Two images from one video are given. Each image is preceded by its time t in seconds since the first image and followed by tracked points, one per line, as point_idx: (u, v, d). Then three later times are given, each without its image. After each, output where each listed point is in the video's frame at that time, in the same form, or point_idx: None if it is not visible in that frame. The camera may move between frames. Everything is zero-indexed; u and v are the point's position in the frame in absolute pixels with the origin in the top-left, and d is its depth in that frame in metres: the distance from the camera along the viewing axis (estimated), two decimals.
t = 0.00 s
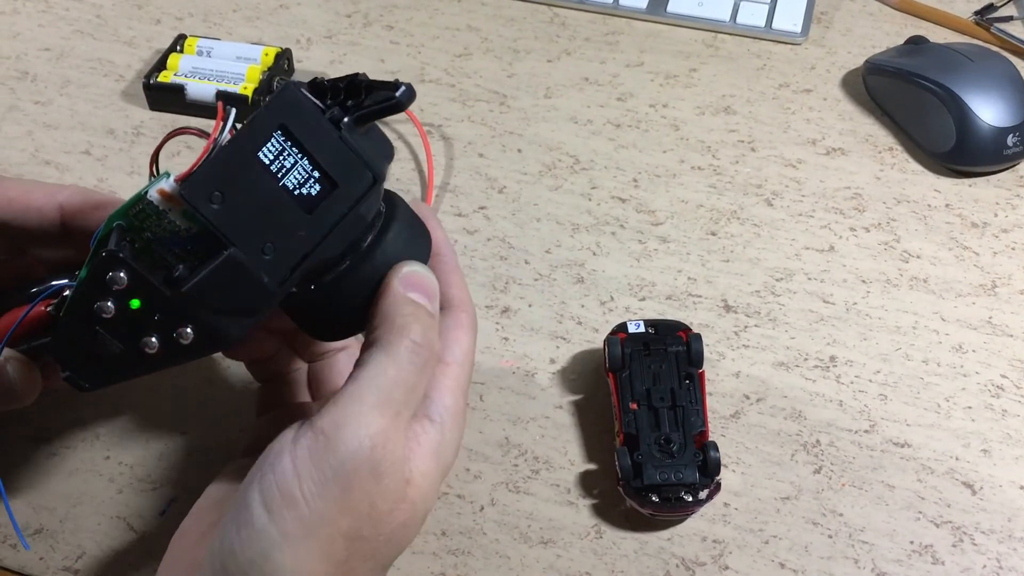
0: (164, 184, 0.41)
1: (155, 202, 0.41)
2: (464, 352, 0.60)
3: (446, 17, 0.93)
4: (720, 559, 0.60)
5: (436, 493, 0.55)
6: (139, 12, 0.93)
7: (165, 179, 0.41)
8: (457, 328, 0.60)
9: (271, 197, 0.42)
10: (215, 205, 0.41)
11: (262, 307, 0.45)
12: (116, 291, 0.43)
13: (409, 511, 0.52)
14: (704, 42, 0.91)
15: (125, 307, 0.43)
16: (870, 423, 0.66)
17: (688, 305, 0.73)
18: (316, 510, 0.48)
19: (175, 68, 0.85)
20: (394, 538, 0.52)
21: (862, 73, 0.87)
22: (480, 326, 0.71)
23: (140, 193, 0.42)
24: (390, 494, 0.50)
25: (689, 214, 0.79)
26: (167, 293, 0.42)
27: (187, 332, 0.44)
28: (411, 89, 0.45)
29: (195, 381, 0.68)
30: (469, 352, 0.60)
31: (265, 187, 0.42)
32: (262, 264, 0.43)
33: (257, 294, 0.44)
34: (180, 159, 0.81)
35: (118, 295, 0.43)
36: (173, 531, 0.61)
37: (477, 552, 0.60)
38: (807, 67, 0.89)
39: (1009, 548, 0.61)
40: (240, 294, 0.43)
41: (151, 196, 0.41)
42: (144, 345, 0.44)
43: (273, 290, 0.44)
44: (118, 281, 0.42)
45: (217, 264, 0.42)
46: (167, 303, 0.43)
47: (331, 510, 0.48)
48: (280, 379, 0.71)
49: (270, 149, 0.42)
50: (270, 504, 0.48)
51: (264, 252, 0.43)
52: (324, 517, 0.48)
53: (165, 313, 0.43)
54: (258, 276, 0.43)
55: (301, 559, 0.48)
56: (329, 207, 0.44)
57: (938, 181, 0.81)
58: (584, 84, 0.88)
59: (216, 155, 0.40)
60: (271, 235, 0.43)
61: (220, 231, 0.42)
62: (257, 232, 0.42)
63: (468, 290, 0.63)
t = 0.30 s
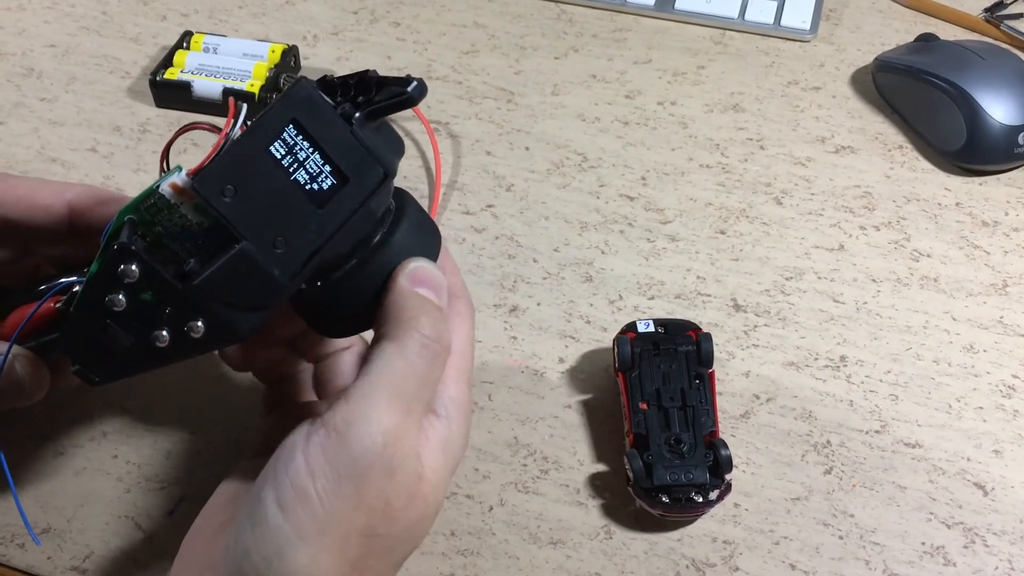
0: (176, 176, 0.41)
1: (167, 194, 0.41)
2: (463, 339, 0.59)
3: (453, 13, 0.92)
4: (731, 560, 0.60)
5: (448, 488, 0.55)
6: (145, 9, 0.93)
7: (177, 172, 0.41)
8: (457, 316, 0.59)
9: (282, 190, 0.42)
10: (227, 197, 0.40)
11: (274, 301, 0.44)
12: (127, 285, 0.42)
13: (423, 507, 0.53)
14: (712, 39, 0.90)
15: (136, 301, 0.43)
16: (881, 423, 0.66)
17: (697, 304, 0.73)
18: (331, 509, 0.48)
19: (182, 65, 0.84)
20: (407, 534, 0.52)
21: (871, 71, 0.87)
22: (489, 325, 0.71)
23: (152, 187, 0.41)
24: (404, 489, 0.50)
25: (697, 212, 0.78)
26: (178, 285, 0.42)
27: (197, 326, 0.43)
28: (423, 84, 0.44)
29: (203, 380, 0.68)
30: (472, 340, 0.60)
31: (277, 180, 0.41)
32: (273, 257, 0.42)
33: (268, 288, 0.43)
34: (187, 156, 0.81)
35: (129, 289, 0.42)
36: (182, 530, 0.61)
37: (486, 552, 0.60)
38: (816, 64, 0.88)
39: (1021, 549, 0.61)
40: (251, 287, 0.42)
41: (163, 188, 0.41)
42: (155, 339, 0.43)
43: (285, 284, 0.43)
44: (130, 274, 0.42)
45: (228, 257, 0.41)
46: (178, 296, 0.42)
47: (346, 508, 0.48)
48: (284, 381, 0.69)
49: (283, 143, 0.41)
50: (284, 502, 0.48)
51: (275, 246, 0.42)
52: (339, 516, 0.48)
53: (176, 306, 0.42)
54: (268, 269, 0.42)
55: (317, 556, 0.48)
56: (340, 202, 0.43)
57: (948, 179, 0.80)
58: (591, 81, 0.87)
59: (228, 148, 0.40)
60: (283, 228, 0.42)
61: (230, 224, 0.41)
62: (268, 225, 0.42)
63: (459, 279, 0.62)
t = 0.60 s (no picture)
0: (185, 156, 0.40)
1: (176, 174, 0.41)
2: (484, 343, 0.59)
3: (460, 5, 0.91)
4: (742, 559, 0.60)
5: (458, 497, 0.54)
6: None
7: (187, 151, 0.40)
8: (477, 320, 0.59)
9: (292, 172, 0.41)
10: (235, 176, 0.40)
11: (281, 284, 0.43)
12: (133, 263, 0.42)
13: (433, 518, 0.51)
14: (722, 32, 0.89)
15: (143, 281, 0.42)
16: (894, 422, 0.65)
17: (707, 301, 0.72)
18: (342, 527, 0.46)
19: (187, 57, 0.84)
20: (417, 547, 0.52)
21: (883, 64, 0.85)
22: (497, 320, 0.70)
23: (161, 166, 0.41)
24: (416, 505, 0.49)
25: (707, 207, 0.77)
26: (184, 267, 0.42)
27: (203, 308, 0.43)
28: (434, 68, 0.44)
29: (208, 375, 0.67)
30: (491, 340, 0.60)
31: (286, 161, 0.41)
32: (281, 239, 0.42)
33: (274, 271, 0.42)
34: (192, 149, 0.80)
35: (136, 268, 0.42)
36: (188, 527, 0.60)
37: (495, 550, 0.59)
38: (827, 58, 0.87)
39: None
40: (258, 270, 0.42)
41: (171, 167, 0.41)
42: (161, 320, 0.43)
43: (292, 267, 0.43)
44: (136, 252, 0.41)
45: (235, 238, 0.40)
46: (184, 277, 0.42)
47: (358, 525, 0.47)
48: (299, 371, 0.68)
49: (293, 124, 0.41)
50: (294, 522, 0.45)
51: (283, 227, 0.41)
52: (351, 532, 0.47)
53: (182, 287, 0.42)
54: (276, 251, 0.42)
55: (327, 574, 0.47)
56: (350, 186, 0.43)
57: (961, 175, 0.79)
58: (600, 74, 0.86)
59: (238, 126, 0.39)
60: (291, 211, 0.41)
61: (239, 205, 0.40)
62: (277, 206, 0.41)
63: (489, 273, 0.62)
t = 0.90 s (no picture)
0: (191, 182, 0.39)
1: (182, 200, 0.40)
2: (484, 338, 0.58)
3: None
4: (750, 558, 0.59)
5: (463, 494, 0.53)
6: None
7: (191, 176, 0.39)
8: (476, 314, 0.59)
9: (299, 190, 0.40)
10: (244, 201, 0.39)
11: (292, 303, 0.43)
12: (146, 293, 0.41)
13: (437, 513, 0.51)
14: (729, 25, 0.88)
15: (156, 309, 0.42)
16: (902, 420, 0.65)
17: (714, 297, 0.71)
18: (346, 520, 0.46)
19: (190, 48, 0.83)
20: (420, 543, 0.51)
21: (892, 58, 0.85)
22: (502, 316, 0.70)
23: (166, 191, 0.40)
24: (419, 498, 0.48)
25: (715, 203, 0.77)
26: (198, 290, 0.41)
27: (218, 331, 0.42)
28: (437, 76, 0.42)
29: (212, 371, 0.67)
30: (492, 337, 0.59)
31: (293, 180, 0.40)
32: (293, 258, 0.41)
33: (287, 290, 0.42)
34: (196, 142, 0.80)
35: (148, 297, 0.41)
36: (192, 524, 0.60)
37: (501, 548, 0.59)
38: (836, 51, 0.86)
39: None
40: (271, 289, 0.41)
41: (178, 194, 0.40)
42: (177, 345, 0.42)
43: (304, 285, 0.42)
44: (148, 282, 0.41)
45: (248, 260, 0.40)
46: (199, 302, 0.41)
47: (362, 519, 0.46)
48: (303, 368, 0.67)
49: (298, 142, 0.40)
50: (299, 515, 0.45)
51: (293, 247, 0.41)
52: (354, 526, 0.46)
53: (197, 312, 0.42)
54: (287, 271, 0.41)
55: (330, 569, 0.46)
56: (357, 200, 0.42)
57: (971, 170, 0.78)
58: (606, 68, 0.85)
59: (243, 150, 0.39)
60: (300, 230, 0.41)
61: (248, 228, 0.40)
62: (285, 225, 0.40)
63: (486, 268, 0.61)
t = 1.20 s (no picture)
0: (186, 163, 0.38)
1: (178, 181, 0.39)
2: (481, 342, 0.58)
3: None
4: (742, 560, 0.59)
5: (458, 498, 0.53)
6: None
7: (188, 158, 0.39)
8: (473, 318, 0.58)
9: (296, 177, 0.39)
10: (240, 183, 0.38)
11: (286, 291, 0.42)
12: (136, 274, 0.40)
13: (431, 518, 0.50)
14: (725, 22, 0.88)
15: (145, 291, 0.41)
16: (896, 420, 0.64)
17: (708, 296, 0.71)
18: (340, 526, 0.45)
19: (182, 46, 0.82)
20: (414, 548, 0.51)
21: (888, 56, 0.84)
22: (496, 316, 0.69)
23: (161, 173, 0.39)
24: (414, 504, 0.48)
25: (709, 201, 0.76)
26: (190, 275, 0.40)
27: (208, 317, 0.41)
28: (439, 68, 0.42)
29: (203, 370, 0.66)
30: (488, 340, 0.59)
31: (290, 166, 0.39)
32: (286, 246, 0.40)
33: (280, 278, 0.41)
34: (188, 140, 0.79)
35: (138, 279, 0.40)
36: (182, 525, 0.60)
37: (493, 550, 0.59)
38: (832, 49, 0.85)
39: None
40: (263, 279, 0.41)
41: (173, 175, 0.39)
42: (165, 331, 0.41)
43: (297, 274, 0.41)
44: (138, 263, 0.40)
45: (240, 246, 0.39)
46: (189, 287, 0.40)
47: (356, 524, 0.46)
48: (299, 366, 0.67)
49: (296, 128, 0.39)
50: (292, 520, 0.45)
51: (287, 234, 0.40)
52: (348, 531, 0.46)
53: (187, 296, 0.41)
54: (281, 258, 0.40)
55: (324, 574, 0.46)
56: (354, 190, 0.41)
57: (966, 168, 0.78)
58: (601, 65, 0.85)
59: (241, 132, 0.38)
60: (295, 216, 0.40)
61: (243, 213, 0.39)
62: (281, 212, 0.40)
63: (484, 270, 0.61)
